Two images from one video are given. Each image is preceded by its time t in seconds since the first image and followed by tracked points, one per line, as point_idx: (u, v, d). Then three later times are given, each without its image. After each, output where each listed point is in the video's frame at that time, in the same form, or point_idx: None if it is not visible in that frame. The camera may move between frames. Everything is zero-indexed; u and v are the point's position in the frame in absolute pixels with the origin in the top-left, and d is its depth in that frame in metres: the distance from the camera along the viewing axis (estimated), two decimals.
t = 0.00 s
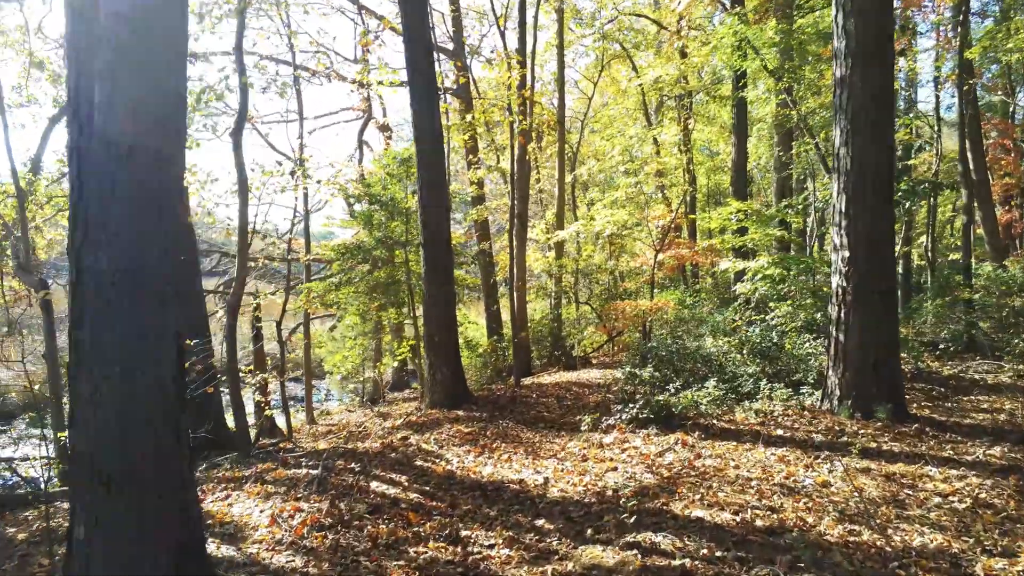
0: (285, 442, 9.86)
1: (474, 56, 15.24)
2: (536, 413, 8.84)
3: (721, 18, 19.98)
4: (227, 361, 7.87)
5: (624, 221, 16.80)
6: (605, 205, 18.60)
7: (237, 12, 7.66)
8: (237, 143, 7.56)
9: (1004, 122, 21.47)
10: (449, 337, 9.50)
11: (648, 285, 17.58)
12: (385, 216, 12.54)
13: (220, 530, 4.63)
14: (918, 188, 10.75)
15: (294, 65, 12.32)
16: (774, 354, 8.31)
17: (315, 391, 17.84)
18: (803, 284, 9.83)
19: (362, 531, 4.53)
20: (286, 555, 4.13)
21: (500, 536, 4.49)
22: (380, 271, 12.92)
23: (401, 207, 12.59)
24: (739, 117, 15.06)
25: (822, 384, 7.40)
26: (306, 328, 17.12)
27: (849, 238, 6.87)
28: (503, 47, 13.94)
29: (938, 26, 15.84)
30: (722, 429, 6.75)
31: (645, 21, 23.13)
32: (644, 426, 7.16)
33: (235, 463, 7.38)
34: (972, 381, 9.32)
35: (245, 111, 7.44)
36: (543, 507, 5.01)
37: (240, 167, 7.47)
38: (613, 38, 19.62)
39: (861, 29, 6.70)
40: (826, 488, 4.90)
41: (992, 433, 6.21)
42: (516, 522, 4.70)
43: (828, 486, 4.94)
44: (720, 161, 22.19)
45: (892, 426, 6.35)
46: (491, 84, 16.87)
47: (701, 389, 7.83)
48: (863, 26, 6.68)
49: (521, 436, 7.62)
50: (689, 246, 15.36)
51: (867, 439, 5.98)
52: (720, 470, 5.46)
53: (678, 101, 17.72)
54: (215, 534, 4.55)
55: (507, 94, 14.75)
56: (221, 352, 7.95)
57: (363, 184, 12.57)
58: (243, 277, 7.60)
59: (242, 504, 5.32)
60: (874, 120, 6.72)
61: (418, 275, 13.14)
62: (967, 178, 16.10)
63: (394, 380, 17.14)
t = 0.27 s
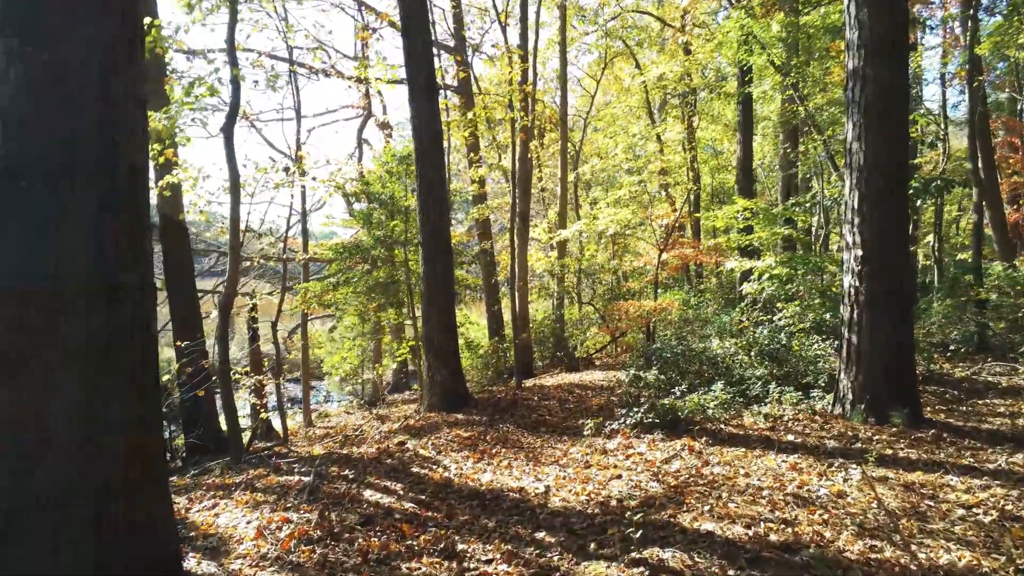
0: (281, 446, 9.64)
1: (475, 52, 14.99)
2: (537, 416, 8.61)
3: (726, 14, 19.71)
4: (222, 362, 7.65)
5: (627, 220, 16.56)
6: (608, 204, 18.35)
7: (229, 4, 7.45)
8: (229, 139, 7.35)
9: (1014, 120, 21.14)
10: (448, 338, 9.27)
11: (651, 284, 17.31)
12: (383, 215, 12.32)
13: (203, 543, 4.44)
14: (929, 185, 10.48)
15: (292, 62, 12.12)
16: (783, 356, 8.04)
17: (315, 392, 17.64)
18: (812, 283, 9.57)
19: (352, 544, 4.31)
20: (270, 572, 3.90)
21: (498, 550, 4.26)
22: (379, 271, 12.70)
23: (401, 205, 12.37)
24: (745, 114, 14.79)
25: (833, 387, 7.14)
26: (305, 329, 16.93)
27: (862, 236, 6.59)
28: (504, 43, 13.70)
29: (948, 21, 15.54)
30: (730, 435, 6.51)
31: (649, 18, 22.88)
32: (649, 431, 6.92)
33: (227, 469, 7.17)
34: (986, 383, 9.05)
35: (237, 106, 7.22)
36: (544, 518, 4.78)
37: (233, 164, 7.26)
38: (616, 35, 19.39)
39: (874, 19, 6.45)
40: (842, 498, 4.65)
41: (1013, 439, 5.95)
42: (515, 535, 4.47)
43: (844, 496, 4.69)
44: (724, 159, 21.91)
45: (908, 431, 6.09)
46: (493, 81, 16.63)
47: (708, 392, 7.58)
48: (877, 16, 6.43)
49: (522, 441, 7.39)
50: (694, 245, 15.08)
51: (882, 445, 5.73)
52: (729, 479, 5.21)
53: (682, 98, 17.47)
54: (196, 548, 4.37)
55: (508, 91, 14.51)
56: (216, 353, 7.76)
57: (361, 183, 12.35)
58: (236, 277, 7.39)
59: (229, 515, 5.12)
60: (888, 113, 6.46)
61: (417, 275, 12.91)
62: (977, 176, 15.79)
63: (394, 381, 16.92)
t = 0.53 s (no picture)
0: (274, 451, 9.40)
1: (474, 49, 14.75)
2: (536, 421, 8.36)
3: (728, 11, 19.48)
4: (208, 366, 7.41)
5: (627, 220, 16.33)
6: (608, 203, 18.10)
7: None
8: (217, 135, 7.11)
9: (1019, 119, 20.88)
10: (445, 340, 9.03)
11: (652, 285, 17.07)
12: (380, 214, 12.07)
13: (182, 559, 4.24)
14: (938, 183, 10.23)
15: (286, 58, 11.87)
16: (790, 359, 7.80)
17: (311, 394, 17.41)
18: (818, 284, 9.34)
19: (340, 560, 4.08)
20: None
21: (494, 567, 4.02)
22: (375, 271, 12.46)
23: (397, 204, 12.12)
24: (748, 111, 14.55)
25: (842, 391, 6.90)
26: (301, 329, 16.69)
27: (873, 234, 6.35)
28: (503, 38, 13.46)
29: (953, 18, 15.30)
30: (736, 441, 6.27)
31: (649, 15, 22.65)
32: (652, 437, 6.69)
33: (215, 476, 6.93)
34: (997, 386, 8.80)
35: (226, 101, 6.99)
36: (543, 530, 4.55)
37: (222, 160, 7.03)
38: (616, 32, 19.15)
39: (886, 9, 6.20)
40: (856, 510, 4.41)
41: None
42: (512, 550, 4.24)
43: (859, 508, 4.45)
44: (725, 158, 21.66)
45: (922, 438, 5.85)
46: (492, 79, 16.40)
47: (712, 396, 7.34)
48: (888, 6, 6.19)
49: (520, 446, 7.15)
50: (696, 244, 14.84)
51: (895, 453, 5.48)
52: (738, 490, 4.97)
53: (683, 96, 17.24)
54: (174, 565, 4.16)
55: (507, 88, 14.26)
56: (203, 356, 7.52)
57: (357, 181, 12.11)
58: (224, 277, 7.14)
59: (212, 527, 4.91)
60: (900, 107, 6.22)
61: (414, 275, 12.67)
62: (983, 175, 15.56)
63: (391, 383, 16.68)
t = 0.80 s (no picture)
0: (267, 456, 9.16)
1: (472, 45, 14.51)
2: (535, 425, 8.12)
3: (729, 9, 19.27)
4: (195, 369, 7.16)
5: (627, 219, 16.09)
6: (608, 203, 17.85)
7: None
8: (205, 130, 6.88)
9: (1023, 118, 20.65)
10: (441, 343, 8.78)
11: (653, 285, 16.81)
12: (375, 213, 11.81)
13: None
14: (946, 181, 9.98)
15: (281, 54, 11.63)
16: (797, 362, 7.56)
17: (307, 396, 17.15)
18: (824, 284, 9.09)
19: None
20: None
21: None
22: (371, 270, 12.22)
23: (393, 203, 11.87)
24: (750, 108, 14.32)
25: (851, 395, 6.66)
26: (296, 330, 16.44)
27: (884, 232, 6.11)
28: (501, 34, 13.21)
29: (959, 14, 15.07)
30: (742, 448, 6.03)
31: (650, 13, 22.43)
32: (655, 443, 6.44)
33: (202, 484, 6.68)
34: (1009, 389, 8.56)
35: (213, 94, 6.75)
36: (541, 545, 4.31)
37: (209, 156, 6.79)
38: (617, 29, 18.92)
39: None
40: (873, 524, 4.18)
41: None
42: (508, 567, 4.00)
43: (876, 521, 4.21)
44: (727, 157, 21.42)
45: (938, 445, 5.60)
46: (490, 76, 16.15)
47: (717, 400, 7.10)
48: None
49: (518, 453, 6.91)
50: (697, 244, 14.58)
51: (911, 461, 5.25)
52: (746, 501, 4.73)
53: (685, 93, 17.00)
54: None
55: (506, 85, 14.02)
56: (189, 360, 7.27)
57: (353, 179, 11.87)
58: (212, 277, 6.90)
59: (193, 540, 4.67)
60: (912, 101, 5.97)
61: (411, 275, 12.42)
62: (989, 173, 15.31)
63: (388, 385, 16.43)
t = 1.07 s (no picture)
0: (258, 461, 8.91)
1: (471, 41, 14.25)
2: (535, 429, 7.88)
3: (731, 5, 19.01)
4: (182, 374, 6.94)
5: (628, 218, 15.85)
6: (608, 202, 17.61)
7: None
8: (191, 125, 6.64)
9: None
10: (438, 344, 8.54)
11: (654, 284, 16.55)
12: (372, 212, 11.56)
13: None
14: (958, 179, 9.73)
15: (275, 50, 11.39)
16: (805, 364, 7.33)
17: (304, 397, 16.89)
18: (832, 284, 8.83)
19: None
20: None
21: None
22: (367, 270, 11.97)
23: (390, 201, 11.64)
24: (754, 105, 14.07)
25: (863, 399, 6.41)
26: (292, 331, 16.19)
27: (897, 229, 5.85)
28: (500, 29, 12.95)
29: (966, 9, 14.81)
30: (750, 455, 5.79)
31: (651, 10, 22.16)
32: (659, 449, 6.20)
33: (188, 492, 6.45)
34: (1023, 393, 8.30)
35: (200, 87, 6.50)
36: (540, 561, 4.07)
37: (195, 152, 6.54)
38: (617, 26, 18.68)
39: None
40: (892, 539, 3.94)
41: None
42: None
43: (895, 535, 3.98)
44: (729, 155, 21.17)
45: (956, 453, 5.35)
46: (489, 73, 15.89)
47: (723, 404, 6.86)
48: None
49: (517, 459, 6.66)
50: (699, 244, 14.33)
51: (928, 470, 5.00)
52: (756, 513, 4.49)
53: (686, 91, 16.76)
54: None
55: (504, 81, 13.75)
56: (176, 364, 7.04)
57: (348, 177, 11.62)
58: (199, 277, 6.66)
59: (173, 555, 4.44)
60: (927, 93, 5.73)
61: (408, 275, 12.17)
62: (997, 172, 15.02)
63: (385, 386, 16.17)
